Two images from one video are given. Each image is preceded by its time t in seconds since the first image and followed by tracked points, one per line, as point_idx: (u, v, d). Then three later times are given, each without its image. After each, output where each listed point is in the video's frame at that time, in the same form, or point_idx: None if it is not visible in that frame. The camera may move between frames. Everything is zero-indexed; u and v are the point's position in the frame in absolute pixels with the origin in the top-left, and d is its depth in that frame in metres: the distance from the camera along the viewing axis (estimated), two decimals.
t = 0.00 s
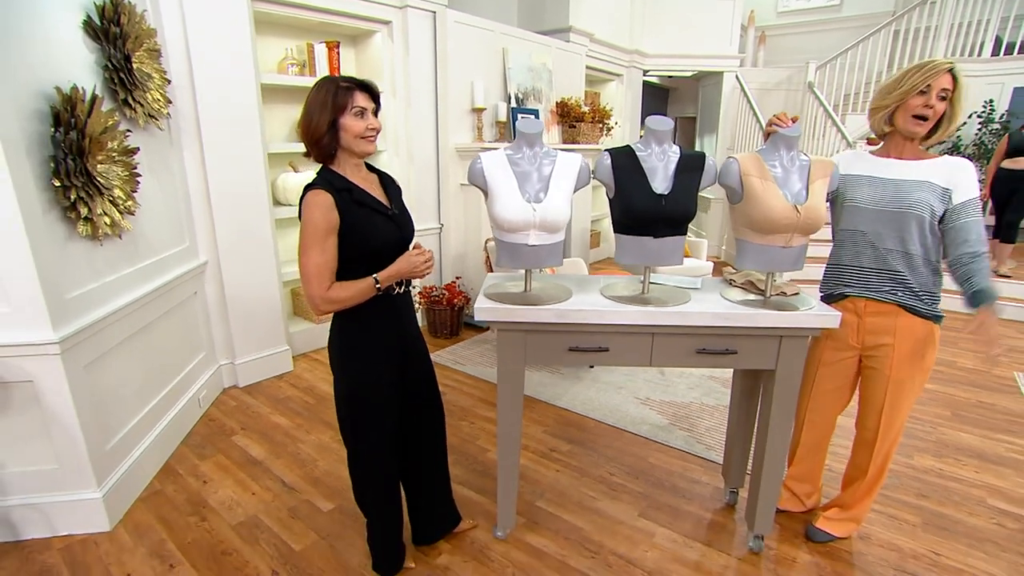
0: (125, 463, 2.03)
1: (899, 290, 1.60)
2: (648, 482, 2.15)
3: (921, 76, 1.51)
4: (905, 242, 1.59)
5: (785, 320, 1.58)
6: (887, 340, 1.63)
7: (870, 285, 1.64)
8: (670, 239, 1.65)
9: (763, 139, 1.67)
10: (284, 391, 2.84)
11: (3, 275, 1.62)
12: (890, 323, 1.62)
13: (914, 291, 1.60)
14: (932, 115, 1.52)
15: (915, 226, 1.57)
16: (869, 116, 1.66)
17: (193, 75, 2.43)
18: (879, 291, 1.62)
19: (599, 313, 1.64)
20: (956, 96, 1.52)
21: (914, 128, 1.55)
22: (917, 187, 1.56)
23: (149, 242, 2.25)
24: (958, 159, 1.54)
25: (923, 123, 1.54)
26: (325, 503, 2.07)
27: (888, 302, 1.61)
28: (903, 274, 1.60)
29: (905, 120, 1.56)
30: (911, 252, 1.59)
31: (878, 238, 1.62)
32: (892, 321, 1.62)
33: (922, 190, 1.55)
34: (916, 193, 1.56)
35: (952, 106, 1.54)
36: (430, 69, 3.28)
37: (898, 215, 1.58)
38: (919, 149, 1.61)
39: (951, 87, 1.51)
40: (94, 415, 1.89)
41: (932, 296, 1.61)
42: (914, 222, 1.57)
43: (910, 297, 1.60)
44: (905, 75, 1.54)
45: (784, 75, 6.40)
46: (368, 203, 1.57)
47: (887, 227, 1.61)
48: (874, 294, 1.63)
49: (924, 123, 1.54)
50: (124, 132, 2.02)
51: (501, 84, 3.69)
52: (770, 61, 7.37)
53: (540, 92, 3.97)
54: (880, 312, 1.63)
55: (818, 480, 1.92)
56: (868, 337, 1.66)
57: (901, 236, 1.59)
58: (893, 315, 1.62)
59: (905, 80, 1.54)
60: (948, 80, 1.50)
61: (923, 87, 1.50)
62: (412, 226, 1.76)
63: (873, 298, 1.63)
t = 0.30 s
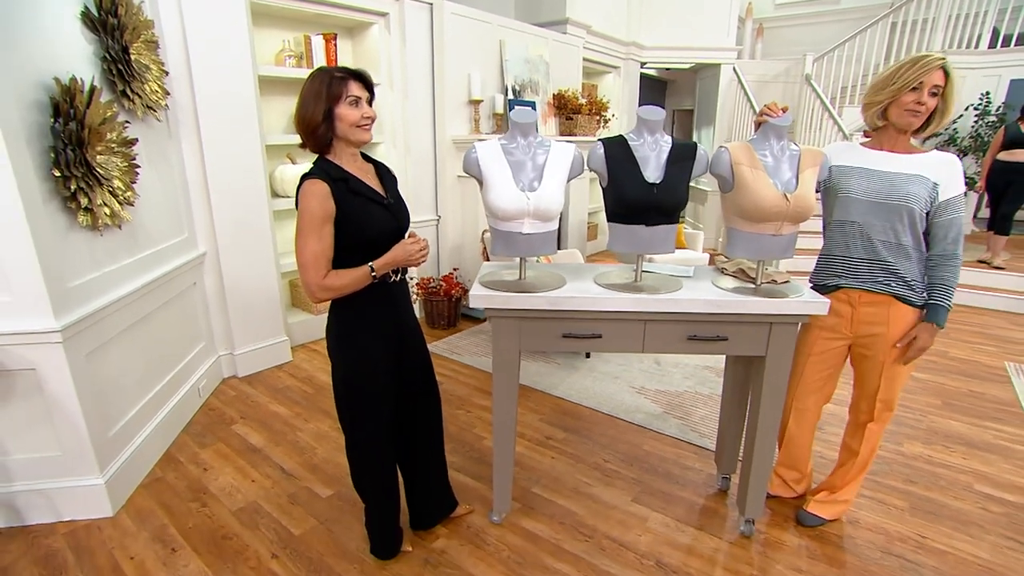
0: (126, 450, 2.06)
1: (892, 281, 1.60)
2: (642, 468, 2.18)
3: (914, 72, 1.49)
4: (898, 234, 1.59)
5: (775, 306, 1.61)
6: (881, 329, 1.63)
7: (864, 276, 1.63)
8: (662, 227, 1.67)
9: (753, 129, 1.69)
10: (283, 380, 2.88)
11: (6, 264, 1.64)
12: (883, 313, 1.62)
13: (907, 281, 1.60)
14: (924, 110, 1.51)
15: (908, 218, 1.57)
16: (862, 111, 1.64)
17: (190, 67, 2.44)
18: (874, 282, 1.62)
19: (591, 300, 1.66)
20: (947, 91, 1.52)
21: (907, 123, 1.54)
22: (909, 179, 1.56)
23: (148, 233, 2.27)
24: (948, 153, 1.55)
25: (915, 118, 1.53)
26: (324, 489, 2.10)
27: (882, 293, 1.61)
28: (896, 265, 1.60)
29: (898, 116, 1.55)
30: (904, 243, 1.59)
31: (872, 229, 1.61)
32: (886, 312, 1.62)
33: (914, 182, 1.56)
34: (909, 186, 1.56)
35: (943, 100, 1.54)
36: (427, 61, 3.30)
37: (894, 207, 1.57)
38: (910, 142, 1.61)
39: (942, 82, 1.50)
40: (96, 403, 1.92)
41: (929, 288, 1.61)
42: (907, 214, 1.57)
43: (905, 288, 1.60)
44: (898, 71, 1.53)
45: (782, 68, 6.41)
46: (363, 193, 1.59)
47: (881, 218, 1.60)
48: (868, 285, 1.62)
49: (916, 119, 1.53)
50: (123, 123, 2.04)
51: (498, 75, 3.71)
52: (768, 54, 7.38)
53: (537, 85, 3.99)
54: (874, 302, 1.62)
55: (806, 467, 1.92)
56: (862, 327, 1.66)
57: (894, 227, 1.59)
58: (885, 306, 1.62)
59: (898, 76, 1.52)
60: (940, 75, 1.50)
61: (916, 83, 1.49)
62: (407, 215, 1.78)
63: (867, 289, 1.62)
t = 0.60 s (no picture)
0: (127, 444, 2.10)
1: (880, 278, 1.63)
2: (635, 462, 2.21)
3: (901, 76, 1.51)
4: (885, 232, 1.61)
5: (763, 301, 1.63)
6: (868, 325, 1.66)
7: (852, 273, 1.65)
8: (652, 223, 1.69)
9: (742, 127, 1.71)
10: (282, 376, 2.91)
11: (9, 261, 1.67)
12: (871, 309, 1.65)
13: (894, 278, 1.62)
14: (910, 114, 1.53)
15: (894, 216, 1.59)
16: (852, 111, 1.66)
17: (189, 66, 2.47)
18: (861, 279, 1.64)
19: (583, 295, 1.69)
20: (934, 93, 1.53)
21: (893, 126, 1.57)
22: (897, 179, 1.58)
23: (148, 230, 2.30)
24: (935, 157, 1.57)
25: (902, 121, 1.55)
26: (321, 482, 2.13)
27: (869, 289, 1.64)
28: (883, 262, 1.62)
29: (885, 118, 1.57)
30: (891, 241, 1.62)
31: (860, 227, 1.63)
32: (873, 308, 1.65)
33: (901, 182, 1.57)
34: (896, 185, 1.58)
35: (931, 102, 1.55)
36: (424, 59, 3.32)
37: (881, 205, 1.59)
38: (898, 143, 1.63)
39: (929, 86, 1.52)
40: (97, 397, 1.95)
41: (916, 285, 1.64)
42: (893, 212, 1.59)
43: (893, 285, 1.63)
44: (886, 75, 1.54)
45: (779, 66, 6.44)
46: (360, 190, 1.62)
47: (869, 217, 1.62)
48: (856, 282, 1.64)
49: (903, 122, 1.55)
50: (122, 121, 2.07)
51: (495, 73, 3.74)
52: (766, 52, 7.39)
53: (534, 83, 4.02)
54: (862, 298, 1.65)
55: (793, 459, 1.95)
56: (850, 323, 1.68)
57: (881, 225, 1.61)
58: (873, 302, 1.64)
59: (886, 80, 1.54)
60: (927, 79, 1.51)
61: (903, 87, 1.51)
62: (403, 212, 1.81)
63: (854, 285, 1.65)
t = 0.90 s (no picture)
0: (136, 439, 2.15)
1: (875, 279, 1.63)
2: (634, 460, 2.23)
3: (897, 80, 1.52)
4: (880, 234, 1.62)
5: (760, 302, 1.65)
6: (863, 325, 1.67)
7: (847, 274, 1.66)
8: (649, 225, 1.72)
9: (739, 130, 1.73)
10: (288, 374, 2.96)
11: (24, 260, 1.73)
12: (865, 310, 1.66)
13: (889, 280, 1.63)
14: (905, 118, 1.54)
15: (890, 219, 1.60)
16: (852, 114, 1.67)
17: (198, 70, 2.52)
18: (857, 281, 1.65)
19: (581, 296, 1.71)
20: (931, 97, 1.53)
21: (888, 129, 1.58)
22: (892, 182, 1.58)
23: (158, 230, 2.36)
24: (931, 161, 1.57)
25: (897, 125, 1.56)
26: (325, 478, 2.17)
27: (864, 290, 1.65)
28: (879, 264, 1.63)
29: (881, 122, 1.58)
30: (886, 243, 1.63)
31: (855, 229, 1.65)
32: (868, 309, 1.66)
33: (897, 186, 1.58)
34: (891, 188, 1.58)
35: (929, 105, 1.55)
36: (430, 61, 3.36)
37: (876, 208, 1.60)
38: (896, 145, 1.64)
39: (926, 89, 1.52)
40: (107, 393, 2.00)
41: (911, 287, 1.64)
42: (889, 215, 1.60)
43: (888, 286, 1.64)
44: (883, 79, 1.55)
45: (785, 66, 6.45)
46: (359, 191, 1.65)
47: (864, 219, 1.63)
48: (852, 283, 1.65)
49: (898, 125, 1.56)
50: (133, 124, 2.13)
51: (500, 75, 3.78)
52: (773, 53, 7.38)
53: (538, 84, 4.05)
54: (857, 299, 1.66)
55: (791, 459, 1.96)
56: (845, 323, 1.69)
57: (876, 228, 1.62)
58: (868, 302, 1.65)
59: (882, 83, 1.55)
60: (923, 83, 1.51)
61: (898, 92, 1.52)
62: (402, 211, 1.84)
63: (850, 287, 1.66)
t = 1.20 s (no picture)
0: (152, 432, 2.21)
1: (872, 282, 1.64)
2: (638, 460, 2.25)
3: (893, 82, 1.53)
4: (879, 237, 1.62)
5: (761, 303, 1.66)
6: (861, 326, 1.67)
7: (844, 275, 1.67)
8: (652, 226, 1.73)
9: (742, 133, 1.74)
10: (299, 371, 3.02)
11: (47, 259, 1.79)
12: (862, 310, 1.66)
13: (886, 283, 1.63)
14: (902, 119, 1.52)
15: (888, 223, 1.60)
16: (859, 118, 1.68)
17: (214, 73, 2.59)
18: (853, 283, 1.66)
19: (583, 296, 1.74)
20: (932, 97, 1.49)
21: (886, 130, 1.57)
22: (892, 186, 1.58)
23: (173, 230, 2.43)
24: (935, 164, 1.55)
25: (894, 126, 1.55)
26: (333, 473, 2.22)
27: (860, 292, 1.65)
28: (876, 267, 1.63)
29: (880, 123, 1.58)
30: (884, 247, 1.62)
31: (854, 232, 1.65)
32: (866, 310, 1.66)
33: (896, 190, 1.57)
34: (891, 192, 1.58)
35: (931, 106, 1.50)
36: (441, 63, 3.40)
37: (875, 211, 1.60)
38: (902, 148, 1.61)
39: (925, 90, 1.49)
40: (123, 387, 2.06)
41: (910, 290, 1.63)
42: (887, 219, 1.60)
43: (885, 288, 1.63)
44: (882, 81, 1.56)
45: (798, 67, 6.42)
46: (371, 195, 1.69)
47: (863, 222, 1.63)
48: (848, 285, 1.67)
49: (895, 127, 1.54)
50: (151, 126, 2.19)
51: (510, 77, 3.81)
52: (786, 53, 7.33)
53: (549, 85, 4.08)
54: (855, 300, 1.66)
55: (794, 460, 1.96)
56: (843, 323, 1.70)
57: (875, 231, 1.62)
58: (865, 304, 1.66)
59: (880, 85, 1.56)
60: (921, 84, 1.49)
61: (892, 92, 1.52)
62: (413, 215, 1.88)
63: (845, 288, 1.67)
